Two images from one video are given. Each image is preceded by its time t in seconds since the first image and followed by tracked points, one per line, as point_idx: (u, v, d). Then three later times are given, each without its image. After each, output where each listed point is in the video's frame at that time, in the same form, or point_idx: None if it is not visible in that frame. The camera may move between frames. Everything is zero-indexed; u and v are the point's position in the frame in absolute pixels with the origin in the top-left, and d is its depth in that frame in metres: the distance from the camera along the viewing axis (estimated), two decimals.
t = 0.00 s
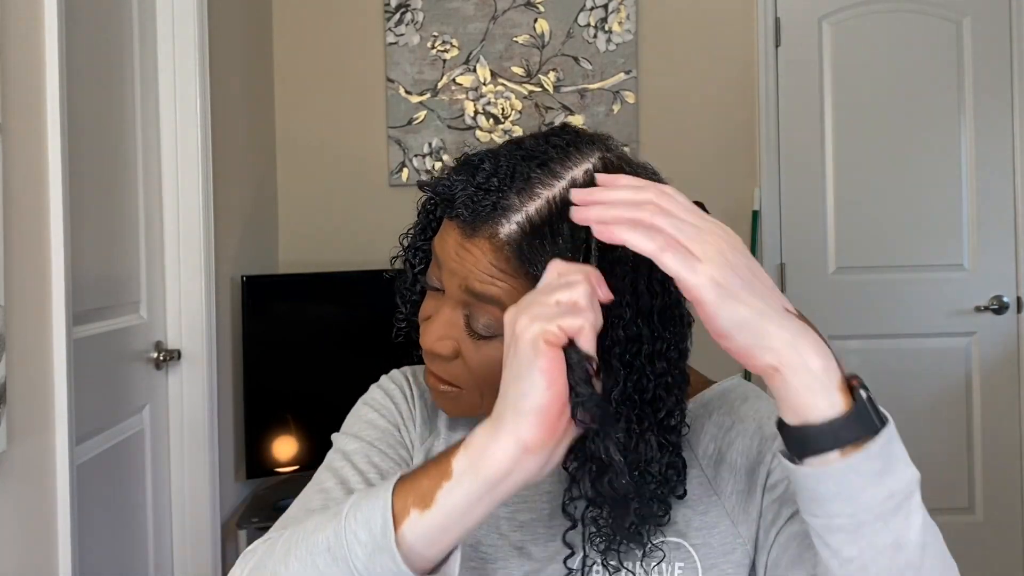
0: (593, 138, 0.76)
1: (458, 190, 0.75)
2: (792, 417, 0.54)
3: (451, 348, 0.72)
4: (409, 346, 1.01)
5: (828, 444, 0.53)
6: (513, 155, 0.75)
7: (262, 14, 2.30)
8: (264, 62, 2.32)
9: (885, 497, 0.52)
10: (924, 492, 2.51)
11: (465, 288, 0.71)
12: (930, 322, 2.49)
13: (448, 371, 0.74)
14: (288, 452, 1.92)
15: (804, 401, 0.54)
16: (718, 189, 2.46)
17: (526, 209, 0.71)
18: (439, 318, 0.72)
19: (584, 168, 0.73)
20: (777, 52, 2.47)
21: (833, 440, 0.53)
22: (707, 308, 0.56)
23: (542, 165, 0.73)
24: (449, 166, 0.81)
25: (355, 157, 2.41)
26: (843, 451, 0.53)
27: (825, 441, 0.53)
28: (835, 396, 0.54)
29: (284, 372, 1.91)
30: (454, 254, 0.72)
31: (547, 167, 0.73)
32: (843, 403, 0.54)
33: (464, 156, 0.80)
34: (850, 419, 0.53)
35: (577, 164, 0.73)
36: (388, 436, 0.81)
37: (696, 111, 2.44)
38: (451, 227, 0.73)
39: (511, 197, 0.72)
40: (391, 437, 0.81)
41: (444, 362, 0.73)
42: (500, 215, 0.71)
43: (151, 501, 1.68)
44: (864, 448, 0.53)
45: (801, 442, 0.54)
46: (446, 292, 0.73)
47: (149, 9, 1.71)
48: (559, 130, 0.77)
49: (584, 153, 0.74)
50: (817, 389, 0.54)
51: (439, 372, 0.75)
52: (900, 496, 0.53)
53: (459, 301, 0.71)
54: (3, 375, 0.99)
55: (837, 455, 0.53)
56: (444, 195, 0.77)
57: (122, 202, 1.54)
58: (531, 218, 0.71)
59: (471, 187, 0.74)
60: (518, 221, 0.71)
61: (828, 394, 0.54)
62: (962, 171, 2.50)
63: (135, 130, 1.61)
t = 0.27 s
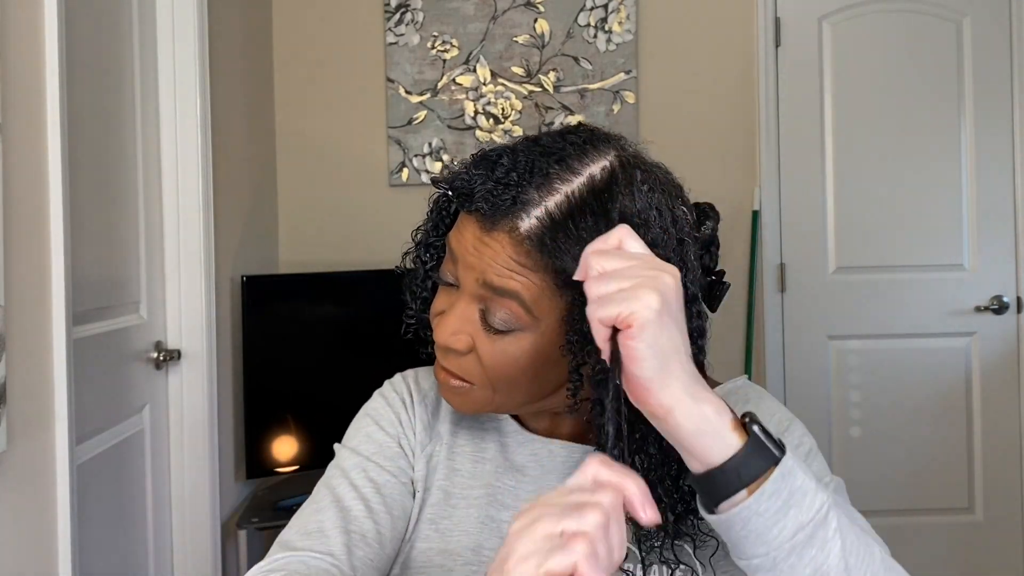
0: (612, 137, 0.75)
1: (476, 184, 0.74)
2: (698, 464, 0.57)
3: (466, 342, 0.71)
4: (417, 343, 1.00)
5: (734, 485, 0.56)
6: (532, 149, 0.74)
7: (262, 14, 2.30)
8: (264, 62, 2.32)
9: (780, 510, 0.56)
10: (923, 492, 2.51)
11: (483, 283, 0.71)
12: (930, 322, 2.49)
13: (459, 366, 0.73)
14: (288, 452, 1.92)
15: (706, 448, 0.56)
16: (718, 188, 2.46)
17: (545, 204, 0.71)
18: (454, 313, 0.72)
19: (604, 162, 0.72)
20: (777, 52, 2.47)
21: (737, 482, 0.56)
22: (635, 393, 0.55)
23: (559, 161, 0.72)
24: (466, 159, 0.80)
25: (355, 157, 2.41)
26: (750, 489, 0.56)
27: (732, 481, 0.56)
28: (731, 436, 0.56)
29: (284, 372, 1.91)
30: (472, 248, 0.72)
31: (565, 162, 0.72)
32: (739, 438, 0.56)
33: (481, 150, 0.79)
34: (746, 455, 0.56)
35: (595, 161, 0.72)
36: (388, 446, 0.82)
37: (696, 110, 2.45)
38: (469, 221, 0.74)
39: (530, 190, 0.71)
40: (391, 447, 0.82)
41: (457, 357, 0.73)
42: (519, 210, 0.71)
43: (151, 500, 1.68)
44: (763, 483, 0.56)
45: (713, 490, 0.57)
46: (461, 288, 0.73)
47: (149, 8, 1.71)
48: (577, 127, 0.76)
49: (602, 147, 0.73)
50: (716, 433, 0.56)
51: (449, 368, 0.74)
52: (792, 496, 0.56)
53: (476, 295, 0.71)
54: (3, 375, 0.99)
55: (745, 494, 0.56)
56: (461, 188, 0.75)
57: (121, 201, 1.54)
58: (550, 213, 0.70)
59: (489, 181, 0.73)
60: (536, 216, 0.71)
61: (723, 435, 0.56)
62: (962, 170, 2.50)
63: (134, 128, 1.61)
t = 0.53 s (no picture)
0: (600, 138, 0.73)
1: (461, 186, 0.74)
2: None
3: (452, 346, 0.71)
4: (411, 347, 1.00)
5: None
6: (518, 151, 0.73)
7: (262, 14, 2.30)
8: (264, 61, 2.32)
9: None
10: (923, 492, 2.51)
11: (470, 285, 0.70)
12: (930, 322, 2.49)
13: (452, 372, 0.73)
14: (288, 452, 1.92)
15: None
16: (718, 188, 2.46)
17: (529, 204, 0.70)
18: (443, 315, 0.72)
19: (590, 163, 0.70)
20: (777, 52, 2.47)
21: None
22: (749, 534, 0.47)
23: (545, 164, 0.71)
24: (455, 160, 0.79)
25: (355, 157, 2.41)
26: None
27: None
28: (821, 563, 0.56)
29: (284, 372, 1.91)
30: (458, 249, 0.72)
31: (551, 163, 0.70)
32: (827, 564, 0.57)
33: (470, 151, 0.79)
34: None
35: (582, 162, 0.70)
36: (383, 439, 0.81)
37: (696, 110, 2.45)
38: (454, 223, 0.73)
39: (516, 190, 0.70)
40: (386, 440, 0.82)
41: (445, 360, 0.73)
42: (503, 212, 0.70)
43: (151, 500, 1.68)
44: None
45: None
46: (448, 290, 0.73)
47: (150, 9, 1.71)
48: (564, 127, 0.75)
49: (589, 149, 0.72)
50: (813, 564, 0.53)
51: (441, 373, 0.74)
52: None
53: (463, 298, 0.71)
54: (3, 375, 1.00)
55: None
56: (448, 190, 0.75)
57: (122, 202, 1.54)
58: (535, 215, 0.69)
59: (474, 183, 0.73)
60: (522, 217, 0.70)
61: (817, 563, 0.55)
62: (962, 171, 2.50)
63: (135, 129, 1.61)
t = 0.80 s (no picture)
0: (592, 136, 0.75)
1: (456, 177, 0.75)
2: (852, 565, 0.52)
3: (443, 339, 0.71)
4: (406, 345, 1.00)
5: None
6: (512, 145, 0.75)
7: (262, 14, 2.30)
8: (264, 62, 2.32)
9: None
10: (924, 492, 2.51)
11: (462, 276, 0.70)
12: (930, 322, 2.49)
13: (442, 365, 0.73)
14: (288, 452, 1.92)
15: (870, 548, 0.52)
16: (718, 188, 2.46)
17: (521, 195, 0.70)
18: (434, 307, 0.72)
19: (581, 159, 0.71)
20: (777, 52, 2.47)
21: None
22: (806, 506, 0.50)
23: (538, 157, 0.72)
24: (450, 156, 0.80)
25: (355, 157, 2.41)
26: None
27: None
28: (893, 540, 0.53)
29: (284, 373, 1.91)
30: (450, 241, 0.72)
31: (543, 157, 0.72)
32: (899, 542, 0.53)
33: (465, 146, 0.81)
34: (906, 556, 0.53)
35: (574, 157, 0.71)
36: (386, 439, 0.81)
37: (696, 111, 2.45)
38: (448, 214, 0.74)
39: (509, 182, 0.71)
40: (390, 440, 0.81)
41: (436, 353, 0.72)
42: (495, 202, 0.71)
43: (151, 500, 1.68)
44: None
45: None
46: (439, 283, 0.73)
47: (150, 9, 1.71)
48: (557, 125, 0.76)
49: (581, 145, 0.73)
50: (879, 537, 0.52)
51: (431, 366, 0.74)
52: None
53: (454, 289, 0.71)
54: (3, 375, 1.00)
55: None
56: (442, 182, 0.76)
57: (122, 202, 1.54)
58: (527, 206, 0.70)
59: (468, 176, 0.73)
60: (514, 207, 0.70)
61: (888, 538, 0.53)
62: (963, 171, 2.50)
63: (135, 129, 1.61)
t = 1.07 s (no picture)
0: (611, 133, 0.77)
1: (480, 171, 0.75)
2: (710, 434, 0.59)
3: (466, 333, 0.71)
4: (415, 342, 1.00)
5: (743, 455, 0.58)
6: (535, 141, 0.75)
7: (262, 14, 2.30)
8: (264, 62, 2.32)
9: (792, 479, 0.57)
10: (923, 492, 2.51)
11: (487, 271, 0.71)
12: (930, 322, 2.49)
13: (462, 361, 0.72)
14: (288, 452, 1.92)
15: (719, 417, 0.58)
16: (718, 189, 2.46)
17: (549, 191, 0.71)
18: (456, 301, 0.71)
19: (605, 156, 0.73)
20: (777, 52, 2.47)
21: (759, 447, 0.58)
22: (647, 361, 0.59)
23: (563, 153, 0.73)
24: (469, 151, 0.81)
25: (355, 157, 2.41)
26: (759, 459, 0.58)
27: (753, 444, 0.58)
28: (745, 408, 0.58)
29: (285, 372, 1.91)
30: (476, 236, 0.72)
31: (568, 153, 0.73)
32: (754, 411, 0.58)
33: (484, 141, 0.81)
34: (762, 423, 0.58)
35: (598, 154, 0.73)
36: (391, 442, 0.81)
37: (696, 111, 2.45)
38: (473, 209, 0.74)
39: (536, 177, 0.72)
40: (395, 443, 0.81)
41: (456, 348, 0.72)
42: (523, 197, 0.71)
43: (151, 500, 1.68)
44: (774, 454, 0.58)
45: (724, 458, 0.59)
46: (462, 278, 0.73)
47: (149, 9, 1.71)
48: (576, 122, 0.78)
49: (603, 143, 0.74)
50: (727, 404, 0.58)
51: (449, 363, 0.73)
52: (805, 466, 0.58)
53: (479, 284, 0.71)
54: (3, 375, 0.99)
55: (756, 463, 0.58)
56: (464, 176, 0.76)
57: (122, 201, 1.54)
58: (555, 200, 0.71)
59: (494, 169, 0.74)
60: (543, 202, 0.71)
61: (734, 407, 0.58)
62: (962, 171, 2.50)
63: (134, 128, 1.61)
